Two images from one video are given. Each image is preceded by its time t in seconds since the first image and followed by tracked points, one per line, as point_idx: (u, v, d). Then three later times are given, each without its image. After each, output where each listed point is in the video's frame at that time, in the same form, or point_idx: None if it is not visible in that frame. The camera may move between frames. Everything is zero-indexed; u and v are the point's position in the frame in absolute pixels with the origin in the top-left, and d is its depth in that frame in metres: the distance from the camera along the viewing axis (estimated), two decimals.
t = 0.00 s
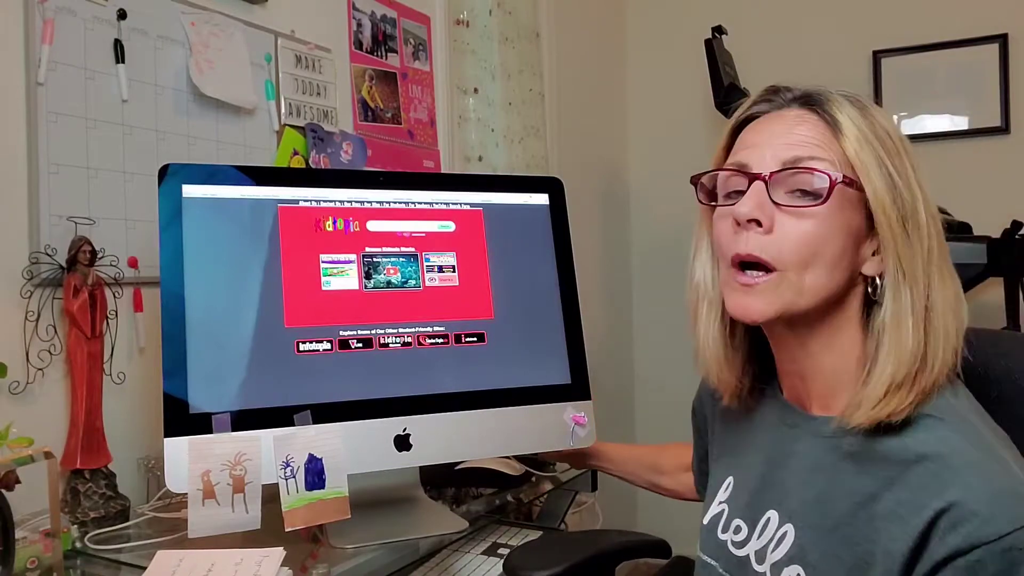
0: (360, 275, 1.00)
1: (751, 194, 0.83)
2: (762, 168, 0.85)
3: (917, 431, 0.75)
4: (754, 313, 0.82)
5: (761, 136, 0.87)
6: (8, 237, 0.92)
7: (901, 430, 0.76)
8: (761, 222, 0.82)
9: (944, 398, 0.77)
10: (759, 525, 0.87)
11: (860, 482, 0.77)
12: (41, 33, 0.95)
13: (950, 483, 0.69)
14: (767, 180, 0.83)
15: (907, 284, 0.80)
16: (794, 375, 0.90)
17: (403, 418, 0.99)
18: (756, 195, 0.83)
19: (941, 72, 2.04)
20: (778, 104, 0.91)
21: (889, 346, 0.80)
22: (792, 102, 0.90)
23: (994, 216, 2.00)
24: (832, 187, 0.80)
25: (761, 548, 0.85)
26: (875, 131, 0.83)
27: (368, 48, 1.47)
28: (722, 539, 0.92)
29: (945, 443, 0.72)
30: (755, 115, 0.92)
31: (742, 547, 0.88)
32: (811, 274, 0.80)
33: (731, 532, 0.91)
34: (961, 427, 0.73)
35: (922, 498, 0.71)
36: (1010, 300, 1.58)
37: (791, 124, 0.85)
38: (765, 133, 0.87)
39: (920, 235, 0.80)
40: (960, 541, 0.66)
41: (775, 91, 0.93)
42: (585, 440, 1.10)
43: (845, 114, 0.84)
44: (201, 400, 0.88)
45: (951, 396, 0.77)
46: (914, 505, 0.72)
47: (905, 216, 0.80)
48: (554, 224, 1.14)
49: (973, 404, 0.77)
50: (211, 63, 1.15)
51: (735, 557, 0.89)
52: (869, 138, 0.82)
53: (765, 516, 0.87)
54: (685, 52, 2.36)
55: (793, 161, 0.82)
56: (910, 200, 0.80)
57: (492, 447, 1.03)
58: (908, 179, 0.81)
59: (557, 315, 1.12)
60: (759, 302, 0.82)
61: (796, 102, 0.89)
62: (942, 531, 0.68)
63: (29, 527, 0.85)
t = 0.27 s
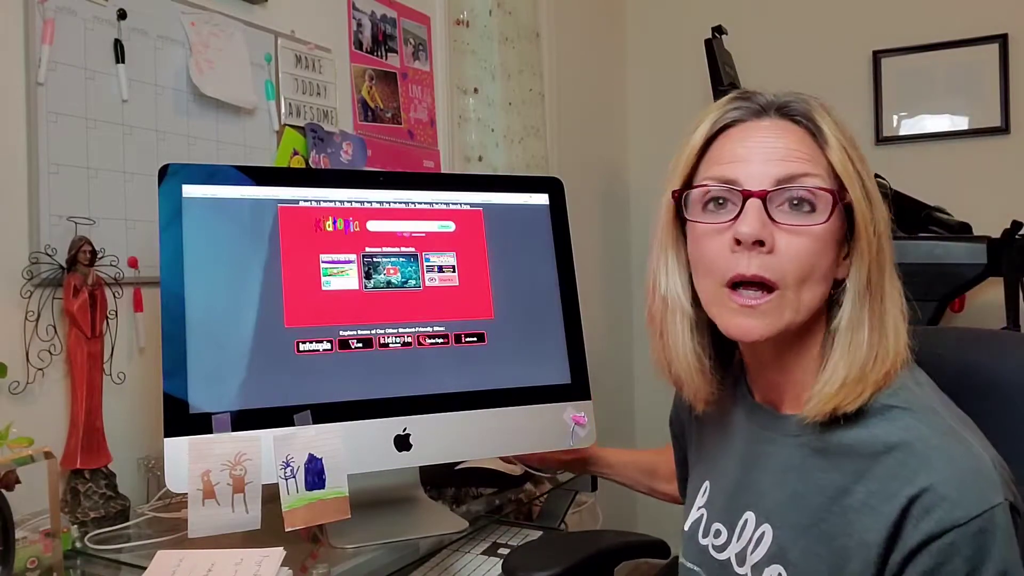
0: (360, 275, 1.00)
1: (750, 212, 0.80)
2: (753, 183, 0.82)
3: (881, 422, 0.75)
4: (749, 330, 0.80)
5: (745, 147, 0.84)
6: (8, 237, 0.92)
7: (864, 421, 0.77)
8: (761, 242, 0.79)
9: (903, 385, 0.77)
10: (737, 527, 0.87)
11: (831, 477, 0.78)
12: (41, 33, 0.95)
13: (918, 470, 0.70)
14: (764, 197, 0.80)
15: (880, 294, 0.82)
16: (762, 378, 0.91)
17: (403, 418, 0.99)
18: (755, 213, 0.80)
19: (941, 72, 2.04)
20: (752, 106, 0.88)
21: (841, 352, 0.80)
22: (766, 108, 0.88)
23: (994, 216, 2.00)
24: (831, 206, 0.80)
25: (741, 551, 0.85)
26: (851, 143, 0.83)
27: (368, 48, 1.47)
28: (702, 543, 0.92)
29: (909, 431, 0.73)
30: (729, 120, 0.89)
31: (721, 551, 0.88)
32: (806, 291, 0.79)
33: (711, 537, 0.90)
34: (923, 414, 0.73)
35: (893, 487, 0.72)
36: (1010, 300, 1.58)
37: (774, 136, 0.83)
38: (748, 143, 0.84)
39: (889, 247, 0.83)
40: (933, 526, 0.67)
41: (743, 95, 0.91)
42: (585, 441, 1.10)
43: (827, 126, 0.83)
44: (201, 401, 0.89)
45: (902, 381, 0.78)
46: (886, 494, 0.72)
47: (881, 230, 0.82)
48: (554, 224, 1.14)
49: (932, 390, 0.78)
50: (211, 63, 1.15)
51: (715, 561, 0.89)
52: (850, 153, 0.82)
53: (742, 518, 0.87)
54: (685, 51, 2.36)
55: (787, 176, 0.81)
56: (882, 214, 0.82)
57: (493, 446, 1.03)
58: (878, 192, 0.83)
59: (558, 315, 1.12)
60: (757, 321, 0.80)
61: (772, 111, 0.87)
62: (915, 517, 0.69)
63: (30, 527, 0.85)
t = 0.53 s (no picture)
0: (360, 275, 1.00)
1: (751, 229, 0.79)
2: (751, 202, 0.81)
3: (877, 416, 0.76)
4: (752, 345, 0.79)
5: (738, 162, 0.82)
6: (8, 237, 0.92)
7: (859, 414, 0.77)
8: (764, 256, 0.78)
9: (898, 379, 0.78)
10: (734, 529, 0.87)
11: (828, 474, 0.78)
12: (41, 33, 0.95)
13: (917, 461, 0.71)
14: (763, 217, 0.79)
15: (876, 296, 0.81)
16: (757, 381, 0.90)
17: (403, 418, 0.99)
18: (755, 234, 0.79)
19: (941, 72, 2.04)
20: (741, 117, 0.86)
21: (838, 354, 0.80)
22: (755, 119, 0.86)
23: (994, 216, 2.00)
24: (827, 219, 0.80)
25: (738, 552, 0.85)
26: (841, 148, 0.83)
27: (368, 48, 1.47)
28: (698, 546, 0.91)
29: (905, 424, 0.73)
30: (719, 133, 0.86)
31: (718, 553, 0.88)
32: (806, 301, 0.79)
33: (707, 539, 0.90)
34: (918, 407, 0.74)
35: (891, 478, 0.72)
36: (1010, 300, 1.58)
37: (767, 149, 0.82)
38: (741, 157, 0.83)
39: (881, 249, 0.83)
40: (933, 516, 0.67)
41: (726, 104, 0.89)
42: (585, 440, 1.10)
43: (819, 135, 0.82)
44: (201, 401, 0.89)
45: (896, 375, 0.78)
46: (884, 488, 0.73)
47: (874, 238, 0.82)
48: (554, 224, 1.14)
49: (925, 383, 0.79)
50: (211, 63, 1.15)
51: (712, 563, 0.88)
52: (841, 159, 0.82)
53: (738, 519, 0.87)
54: (685, 52, 2.36)
55: (784, 191, 0.80)
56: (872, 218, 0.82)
57: (493, 446, 1.03)
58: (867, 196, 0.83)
59: (558, 315, 1.12)
60: (760, 334, 0.79)
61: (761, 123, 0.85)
62: (915, 509, 0.70)
63: (30, 527, 0.85)
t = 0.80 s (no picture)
0: (360, 275, 1.00)
1: (750, 237, 0.79)
2: (751, 208, 0.80)
3: (880, 416, 0.76)
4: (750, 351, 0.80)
5: (738, 168, 0.82)
6: (8, 237, 0.92)
7: (861, 416, 0.77)
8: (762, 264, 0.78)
9: (897, 379, 0.78)
10: (734, 531, 0.87)
11: (831, 475, 0.78)
12: (41, 33, 0.95)
13: (922, 458, 0.71)
14: (764, 224, 0.79)
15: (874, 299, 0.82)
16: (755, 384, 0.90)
17: (403, 418, 0.99)
18: (756, 241, 0.79)
19: (941, 72, 2.04)
20: (739, 122, 0.85)
21: (837, 357, 0.80)
22: (754, 123, 0.85)
23: (994, 216, 2.00)
24: (825, 226, 0.79)
25: (738, 555, 0.85)
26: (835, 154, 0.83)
27: (368, 48, 1.47)
28: (697, 550, 0.91)
29: (909, 423, 0.73)
30: (718, 139, 0.85)
31: (718, 557, 0.87)
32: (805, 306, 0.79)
33: (706, 543, 0.90)
34: (920, 405, 0.74)
35: (897, 476, 0.72)
36: (1010, 300, 1.58)
37: (766, 155, 0.81)
38: (740, 163, 0.82)
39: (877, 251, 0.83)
40: (941, 513, 0.68)
41: (720, 107, 0.88)
42: (585, 441, 1.10)
43: (818, 140, 0.82)
44: (201, 401, 0.89)
45: (895, 375, 0.79)
46: (890, 486, 0.73)
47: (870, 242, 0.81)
48: (554, 224, 1.14)
49: (924, 382, 0.79)
50: (211, 63, 1.15)
51: (712, 567, 0.88)
52: (838, 163, 0.82)
53: (739, 522, 0.86)
54: (685, 52, 2.36)
55: (784, 198, 0.79)
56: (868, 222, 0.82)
57: (493, 445, 1.03)
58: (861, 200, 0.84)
59: (558, 315, 1.12)
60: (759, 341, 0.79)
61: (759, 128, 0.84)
62: (922, 506, 0.70)
63: (30, 527, 0.85)
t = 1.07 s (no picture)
0: (360, 275, 1.00)
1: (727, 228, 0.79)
2: (730, 199, 0.80)
3: (875, 418, 0.76)
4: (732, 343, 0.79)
5: (718, 163, 0.82)
6: (8, 237, 0.92)
7: (856, 418, 0.77)
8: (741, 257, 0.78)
9: (889, 380, 0.78)
10: (731, 532, 0.87)
11: (826, 477, 0.78)
12: (41, 33, 0.95)
13: (916, 461, 0.71)
14: (742, 214, 0.79)
15: (863, 295, 0.80)
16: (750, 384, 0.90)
17: (403, 418, 0.99)
18: (733, 231, 0.79)
19: (941, 72, 2.04)
20: (724, 120, 0.86)
21: (825, 357, 0.80)
22: (738, 120, 0.85)
23: (994, 216, 2.00)
24: (808, 219, 0.78)
25: (736, 556, 0.85)
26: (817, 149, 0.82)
27: (368, 48, 1.47)
28: (695, 551, 0.91)
29: (904, 424, 0.73)
30: (701, 135, 0.86)
31: (716, 557, 0.88)
32: (787, 300, 0.78)
33: (704, 543, 0.90)
34: (915, 407, 0.74)
35: (892, 479, 0.72)
36: (1010, 300, 1.58)
37: (746, 149, 0.81)
38: (719, 157, 0.83)
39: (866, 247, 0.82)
40: (935, 515, 0.68)
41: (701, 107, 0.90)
42: (585, 441, 1.10)
43: (802, 134, 0.81)
44: (201, 401, 0.89)
45: (889, 375, 0.79)
46: (883, 489, 0.73)
47: (857, 237, 0.80)
48: (553, 224, 1.14)
49: (917, 383, 0.79)
50: (211, 63, 1.15)
51: (710, 567, 0.88)
52: (819, 157, 0.81)
53: (736, 523, 0.86)
54: (685, 52, 2.36)
55: (762, 191, 0.79)
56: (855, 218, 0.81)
57: (492, 446, 1.03)
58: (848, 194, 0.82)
59: (557, 315, 1.12)
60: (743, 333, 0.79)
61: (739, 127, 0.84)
62: (915, 509, 0.70)
63: (29, 527, 0.85)
